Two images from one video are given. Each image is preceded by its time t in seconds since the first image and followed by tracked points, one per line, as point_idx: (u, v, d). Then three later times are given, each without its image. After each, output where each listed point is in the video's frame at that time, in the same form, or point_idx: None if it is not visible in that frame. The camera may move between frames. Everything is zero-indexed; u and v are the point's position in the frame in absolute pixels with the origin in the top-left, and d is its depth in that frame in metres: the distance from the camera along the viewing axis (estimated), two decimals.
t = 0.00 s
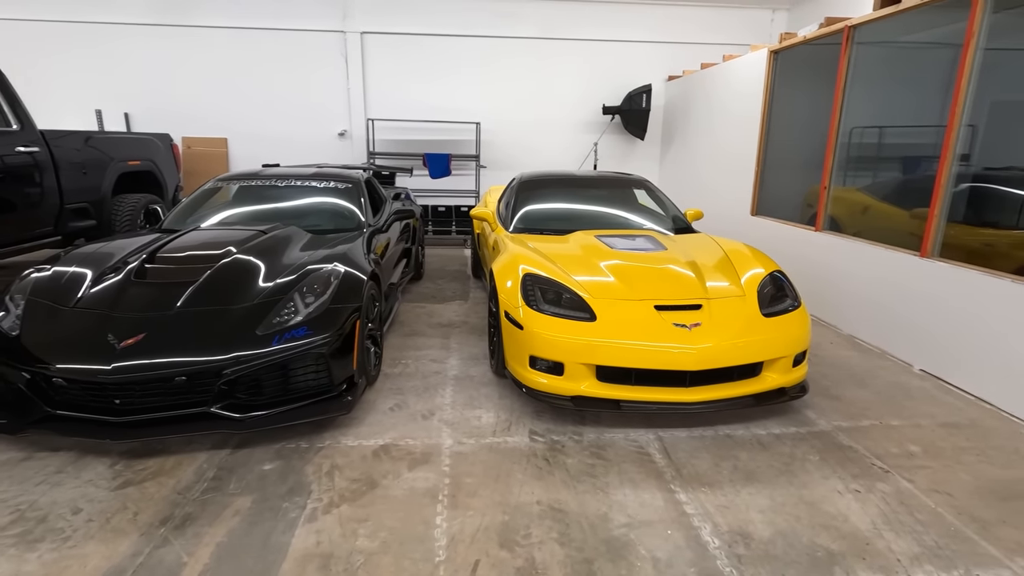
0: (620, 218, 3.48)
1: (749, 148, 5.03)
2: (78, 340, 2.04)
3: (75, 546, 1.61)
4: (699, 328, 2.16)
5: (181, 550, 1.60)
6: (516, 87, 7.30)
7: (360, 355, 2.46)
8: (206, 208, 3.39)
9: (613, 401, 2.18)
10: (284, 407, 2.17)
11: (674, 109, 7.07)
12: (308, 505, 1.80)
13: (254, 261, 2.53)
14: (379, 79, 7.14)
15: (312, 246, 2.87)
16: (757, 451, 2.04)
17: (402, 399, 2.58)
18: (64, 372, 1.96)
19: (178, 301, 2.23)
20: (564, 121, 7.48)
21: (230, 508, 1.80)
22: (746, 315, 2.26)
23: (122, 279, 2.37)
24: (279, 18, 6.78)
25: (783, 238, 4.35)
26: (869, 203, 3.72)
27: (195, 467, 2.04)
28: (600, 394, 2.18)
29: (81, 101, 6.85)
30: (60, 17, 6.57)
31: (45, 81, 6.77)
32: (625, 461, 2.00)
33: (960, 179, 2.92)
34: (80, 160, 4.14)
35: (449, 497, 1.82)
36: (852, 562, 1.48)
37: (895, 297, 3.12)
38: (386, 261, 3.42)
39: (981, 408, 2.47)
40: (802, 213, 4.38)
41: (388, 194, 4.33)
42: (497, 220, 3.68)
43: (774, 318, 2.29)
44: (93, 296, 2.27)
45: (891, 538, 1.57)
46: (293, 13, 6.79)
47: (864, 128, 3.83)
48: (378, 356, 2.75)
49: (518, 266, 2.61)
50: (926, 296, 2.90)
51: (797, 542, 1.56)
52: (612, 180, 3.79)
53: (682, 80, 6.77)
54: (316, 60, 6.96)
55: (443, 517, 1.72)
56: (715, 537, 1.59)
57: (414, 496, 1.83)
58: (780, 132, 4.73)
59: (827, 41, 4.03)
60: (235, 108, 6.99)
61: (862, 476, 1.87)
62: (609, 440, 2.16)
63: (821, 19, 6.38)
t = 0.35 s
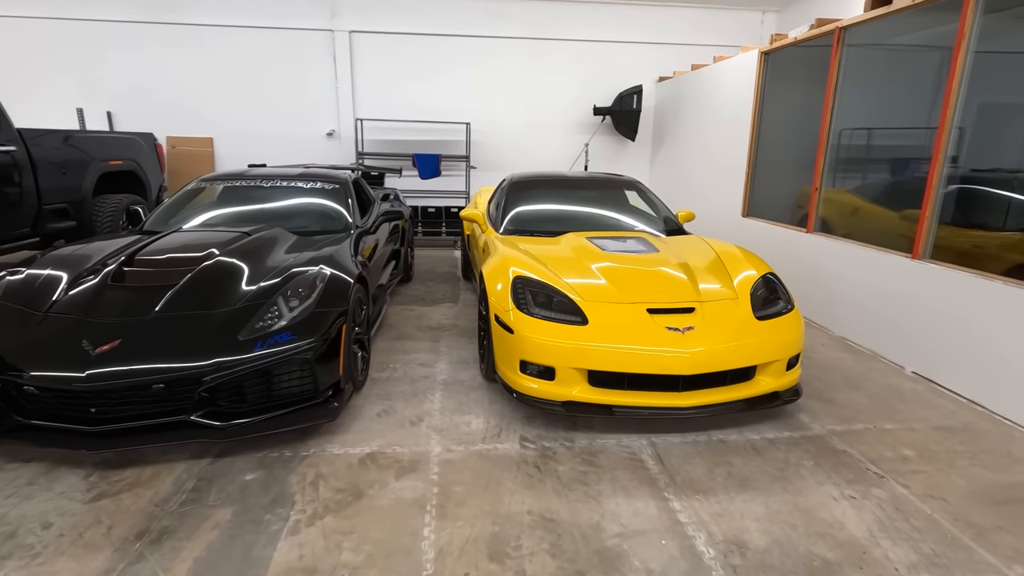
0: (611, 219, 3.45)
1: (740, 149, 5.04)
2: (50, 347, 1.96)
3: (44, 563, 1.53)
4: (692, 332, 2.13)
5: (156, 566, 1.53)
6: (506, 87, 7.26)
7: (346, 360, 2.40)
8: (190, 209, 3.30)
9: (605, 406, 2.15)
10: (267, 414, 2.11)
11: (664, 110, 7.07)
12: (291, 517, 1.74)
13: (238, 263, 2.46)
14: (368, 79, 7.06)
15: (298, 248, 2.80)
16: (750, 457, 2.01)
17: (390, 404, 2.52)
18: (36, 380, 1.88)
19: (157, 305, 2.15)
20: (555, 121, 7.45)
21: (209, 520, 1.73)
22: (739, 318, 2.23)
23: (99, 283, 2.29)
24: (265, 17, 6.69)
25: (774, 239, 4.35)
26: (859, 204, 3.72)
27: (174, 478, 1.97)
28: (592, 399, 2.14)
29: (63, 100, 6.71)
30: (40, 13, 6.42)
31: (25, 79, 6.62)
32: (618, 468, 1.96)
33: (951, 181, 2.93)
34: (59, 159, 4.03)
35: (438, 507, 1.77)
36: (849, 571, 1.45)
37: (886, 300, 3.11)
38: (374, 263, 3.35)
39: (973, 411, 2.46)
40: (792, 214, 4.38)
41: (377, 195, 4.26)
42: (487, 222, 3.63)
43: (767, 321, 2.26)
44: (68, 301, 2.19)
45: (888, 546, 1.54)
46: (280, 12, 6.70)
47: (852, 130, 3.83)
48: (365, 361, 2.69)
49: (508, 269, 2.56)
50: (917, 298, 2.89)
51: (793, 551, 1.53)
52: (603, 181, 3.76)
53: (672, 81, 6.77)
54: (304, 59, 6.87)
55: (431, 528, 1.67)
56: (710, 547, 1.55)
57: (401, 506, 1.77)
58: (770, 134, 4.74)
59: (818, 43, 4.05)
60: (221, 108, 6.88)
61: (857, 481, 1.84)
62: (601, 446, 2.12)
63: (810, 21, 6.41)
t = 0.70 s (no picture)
0: (607, 223, 3.39)
1: (734, 151, 5.01)
2: (22, 360, 1.87)
3: None
4: (692, 341, 2.08)
5: None
6: (499, 88, 7.20)
7: (336, 370, 2.32)
8: (175, 213, 3.21)
9: (604, 418, 2.09)
10: (253, 428, 2.03)
11: (658, 112, 7.05)
12: (277, 539, 1.66)
13: (223, 270, 2.37)
14: (359, 79, 6.97)
15: (286, 254, 2.71)
16: (752, 469, 1.96)
17: (381, 415, 2.45)
18: (8, 395, 1.78)
19: (137, 315, 2.06)
20: (548, 123, 7.41)
21: (190, 543, 1.65)
22: (739, 326, 2.18)
23: (76, 291, 2.19)
24: (255, 16, 6.58)
25: (769, 243, 4.32)
26: (854, 207, 3.70)
27: (155, 496, 1.88)
28: (590, 410, 2.08)
29: (44, 99, 6.55)
30: (22, 11, 6.27)
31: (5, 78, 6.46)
32: (617, 483, 1.90)
33: (948, 184, 2.89)
34: (39, 161, 3.92)
35: (431, 526, 1.70)
36: None
37: (884, 305, 3.08)
38: (365, 268, 3.28)
39: (974, 419, 2.44)
40: (788, 218, 4.37)
41: (368, 198, 4.19)
42: (481, 226, 3.57)
43: (767, 330, 2.22)
44: (43, 310, 2.09)
45: (897, 564, 1.50)
46: (269, 11, 6.59)
47: (844, 133, 3.79)
48: (356, 370, 2.62)
49: (502, 275, 2.49)
50: (915, 304, 2.86)
51: (800, 571, 1.48)
52: (598, 184, 3.70)
53: (666, 83, 6.75)
54: (294, 59, 6.76)
55: (424, 550, 1.60)
56: (714, 568, 1.50)
57: (393, 525, 1.71)
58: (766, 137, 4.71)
59: (814, 45, 4.01)
60: (209, 108, 6.76)
61: (862, 495, 1.80)
62: (600, 459, 2.06)
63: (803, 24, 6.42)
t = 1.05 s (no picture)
0: (603, 225, 3.35)
1: (730, 153, 4.99)
2: (0, 368, 1.80)
3: None
4: (691, 346, 2.04)
5: None
6: (494, 89, 7.15)
7: (328, 377, 2.26)
8: (163, 214, 3.14)
9: (603, 425, 2.05)
10: (242, 437, 1.96)
11: (654, 113, 7.03)
12: (267, 553, 1.61)
13: (212, 273, 2.31)
14: (352, 79, 6.90)
15: (277, 256, 2.65)
16: (754, 477, 1.93)
17: (375, 422, 2.40)
18: None
19: (122, 320, 1.99)
20: (543, 124, 7.37)
21: (176, 558, 1.58)
22: (740, 330, 2.15)
23: (59, 295, 2.12)
24: (247, 15, 6.49)
25: (765, 245, 4.30)
26: (850, 210, 3.68)
27: (139, 509, 1.82)
28: (588, 417, 2.04)
29: (30, 98, 6.42)
30: (6, 8, 6.15)
31: None
32: (617, 492, 1.86)
33: (948, 187, 2.90)
34: (23, 161, 3.84)
35: (426, 538, 1.65)
36: None
37: (883, 308, 3.06)
38: (358, 271, 3.22)
39: (974, 424, 2.42)
40: (783, 219, 4.36)
41: (361, 199, 4.13)
42: (476, 227, 3.52)
43: (768, 334, 2.18)
44: (24, 315, 2.02)
45: None
46: (261, 9, 6.51)
47: (840, 134, 3.78)
48: (349, 376, 2.56)
49: (498, 278, 2.45)
50: (915, 308, 2.84)
51: None
52: (594, 186, 3.66)
53: (662, 84, 6.73)
54: (287, 58, 6.69)
55: (419, 564, 1.54)
56: None
57: (387, 538, 1.65)
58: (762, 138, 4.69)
59: (812, 46, 3.99)
60: (200, 108, 6.67)
61: (866, 503, 1.77)
62: (599, 467, 2.02)
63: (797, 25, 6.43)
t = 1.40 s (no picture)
0: (599, 226, 3.35)
1: (725, 154, 5.00)
2: None
3: None
4: (690, 349, 2.03)
5: None
6: (489, 89, 7.14)
7: (323, 380, 2.23)
8: (154, 215, 3.09)
9: (601, 428, 2.03)
10: (236, 442, 1.93)
11: (648, 114, 7.04)
12: (261, 561, 1.58)
13: (205, 275, 2.27)
14: (346, 79, 6.86)
15: (271, 258, 2.62)
16: (752, 480, 1.92)
17: (371, 426, 2.37)
18: None
19: (113, 323, 1.96)
20: (538, 125, 7.36)
21: (168, 567, 1.55)
22: (737, 332, 2.14)
23: (47, 298, 2.08)
24: (240, 14, 6.44)
25: (760, 246, 4.31)
26: (844, 211, 3.69)
27: (130, 516, 1.78)
28: (586, 421, 2.02)
29: (18, 96, 6.32)
30: None
31: None
32: (615, 496, 1.85)
33: (943, 188, 2.88)
34: (10, 160, 3.78)
35: (424, 545, 1.63)
36: None
37: (878, 309, 3.07)
38: (352, 272, 3.19)
39: (970, 425, 2.43)
40: (777, 221, 4.38)
41: (355, 200, 4.09)
42: (471, 229, 3.51)
43: (765, 336, 2.18)
44: (12, 318, 1.98)
45: None
46: (255, 8, 6.46)
47: (834, 136, 3.79)
48: (344, 379, 2.53)
49: (495, 280, 2.43)
50: (910, 309, 2.84)
51: None
52: (589, 187, 3.65)
53: (656, 86, 6.74)
54: (280, 58, 6.64)
55: (416, 571, 1.52)
56: None
57: (384, 545, 1.63)
58: (757, 139, 4.70)
59: (808, 48, 3.99)
60: (192, 107, 6.60)
61: (864, 506, 1.77)
62: (596, 471, 2.00)
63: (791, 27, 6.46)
